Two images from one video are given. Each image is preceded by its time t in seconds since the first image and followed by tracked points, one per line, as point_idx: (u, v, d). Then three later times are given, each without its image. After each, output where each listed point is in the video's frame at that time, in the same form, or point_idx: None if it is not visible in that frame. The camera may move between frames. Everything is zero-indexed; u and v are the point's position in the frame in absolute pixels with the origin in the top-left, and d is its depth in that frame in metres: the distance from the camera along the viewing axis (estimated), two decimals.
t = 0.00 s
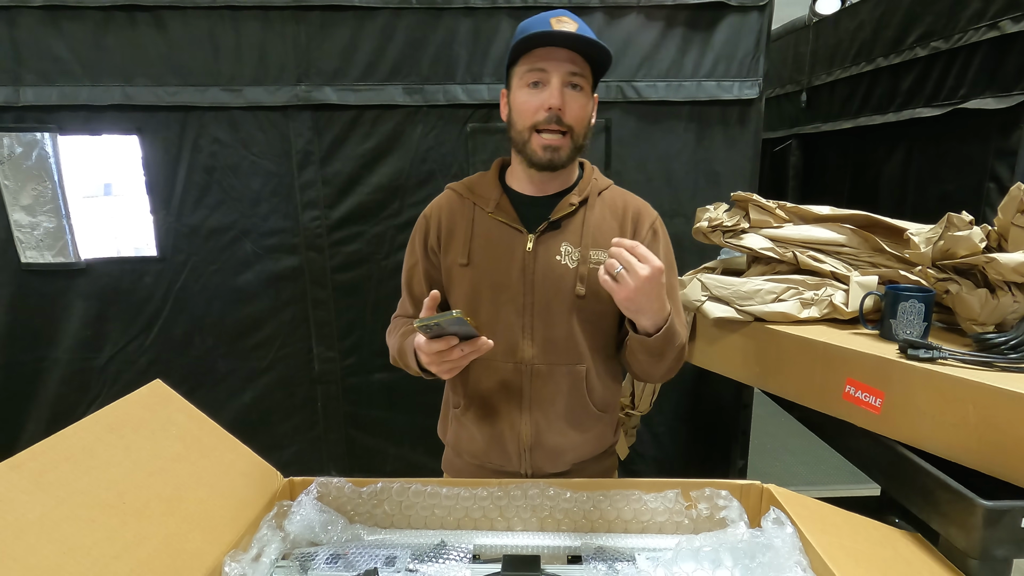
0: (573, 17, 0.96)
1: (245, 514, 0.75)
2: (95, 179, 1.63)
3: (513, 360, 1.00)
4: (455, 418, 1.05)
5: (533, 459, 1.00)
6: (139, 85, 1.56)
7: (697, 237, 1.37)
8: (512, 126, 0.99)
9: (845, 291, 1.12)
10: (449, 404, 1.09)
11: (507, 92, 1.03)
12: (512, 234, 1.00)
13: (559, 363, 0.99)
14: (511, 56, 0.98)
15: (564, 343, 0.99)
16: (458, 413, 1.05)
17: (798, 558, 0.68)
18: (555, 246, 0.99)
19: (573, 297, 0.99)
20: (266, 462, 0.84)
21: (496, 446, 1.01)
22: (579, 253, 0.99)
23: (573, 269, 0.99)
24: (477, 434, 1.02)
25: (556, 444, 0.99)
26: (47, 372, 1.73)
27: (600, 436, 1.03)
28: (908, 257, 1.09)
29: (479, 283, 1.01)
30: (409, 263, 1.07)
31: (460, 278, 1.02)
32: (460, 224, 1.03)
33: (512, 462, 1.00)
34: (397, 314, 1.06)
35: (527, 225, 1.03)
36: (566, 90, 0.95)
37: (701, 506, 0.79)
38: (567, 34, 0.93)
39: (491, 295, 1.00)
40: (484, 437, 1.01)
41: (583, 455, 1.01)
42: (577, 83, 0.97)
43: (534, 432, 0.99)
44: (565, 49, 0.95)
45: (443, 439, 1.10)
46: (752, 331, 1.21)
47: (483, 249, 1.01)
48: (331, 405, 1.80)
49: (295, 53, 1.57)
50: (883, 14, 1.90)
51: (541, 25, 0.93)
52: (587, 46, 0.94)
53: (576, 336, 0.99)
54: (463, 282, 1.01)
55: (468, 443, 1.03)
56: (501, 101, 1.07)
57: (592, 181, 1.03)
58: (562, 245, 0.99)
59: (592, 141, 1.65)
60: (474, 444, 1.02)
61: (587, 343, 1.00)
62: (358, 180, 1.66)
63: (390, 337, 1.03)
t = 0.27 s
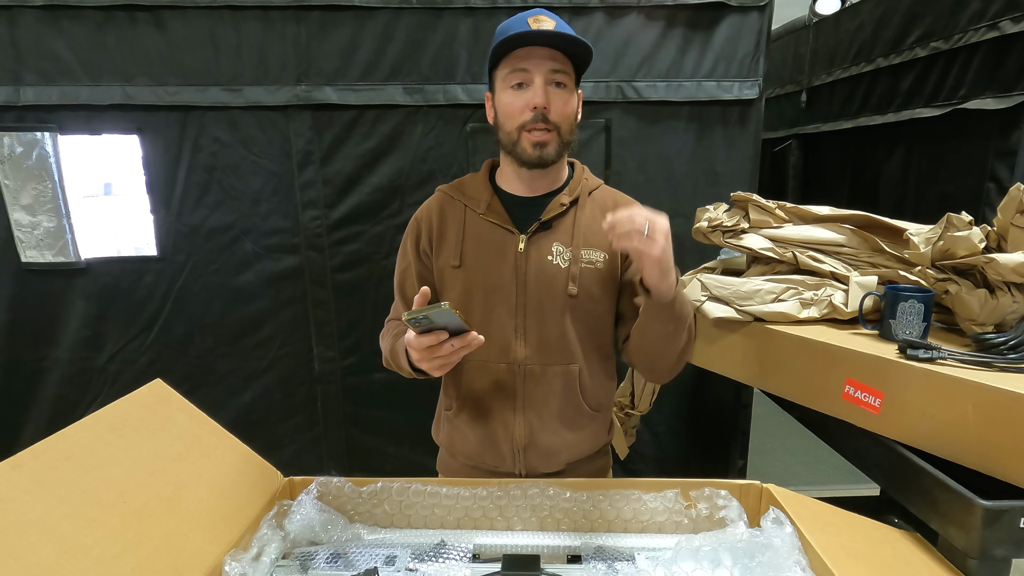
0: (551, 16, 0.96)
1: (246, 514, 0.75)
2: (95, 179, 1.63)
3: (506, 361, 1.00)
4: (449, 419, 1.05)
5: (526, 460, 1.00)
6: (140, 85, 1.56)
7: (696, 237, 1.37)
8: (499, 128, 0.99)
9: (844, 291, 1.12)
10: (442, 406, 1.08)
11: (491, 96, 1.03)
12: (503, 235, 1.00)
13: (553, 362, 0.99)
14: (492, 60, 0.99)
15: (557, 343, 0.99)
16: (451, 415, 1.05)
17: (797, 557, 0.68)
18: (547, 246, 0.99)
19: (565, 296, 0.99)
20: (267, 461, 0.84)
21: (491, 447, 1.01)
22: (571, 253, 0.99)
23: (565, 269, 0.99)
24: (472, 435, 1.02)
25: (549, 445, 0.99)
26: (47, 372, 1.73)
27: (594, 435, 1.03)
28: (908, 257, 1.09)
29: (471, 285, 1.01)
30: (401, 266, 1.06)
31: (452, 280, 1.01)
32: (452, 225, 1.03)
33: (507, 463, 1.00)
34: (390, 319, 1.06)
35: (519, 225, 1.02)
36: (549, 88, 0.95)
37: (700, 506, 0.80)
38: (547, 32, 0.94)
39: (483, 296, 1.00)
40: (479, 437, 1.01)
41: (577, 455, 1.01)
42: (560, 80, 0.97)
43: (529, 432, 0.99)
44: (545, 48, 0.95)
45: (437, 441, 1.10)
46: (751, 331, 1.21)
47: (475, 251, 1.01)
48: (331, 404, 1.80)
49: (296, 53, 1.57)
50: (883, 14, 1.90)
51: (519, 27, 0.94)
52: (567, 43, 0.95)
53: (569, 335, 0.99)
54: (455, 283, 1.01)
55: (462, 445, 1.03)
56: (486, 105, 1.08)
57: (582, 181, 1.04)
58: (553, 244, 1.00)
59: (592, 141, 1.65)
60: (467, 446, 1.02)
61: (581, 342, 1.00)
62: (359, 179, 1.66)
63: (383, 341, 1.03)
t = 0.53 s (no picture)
0: (546, 18, 0.93)
1: (246, 513, 0.75)
2: (96, 179, 1.63)
3: (502, 359, 1.00)
4: (445, 418, 1.06)
5: (522, 458, 1.00)
6: (140, 85, 1.56)
7: (697, 237, 1.37)
8: (496, 135, 0.99)
9: (845, 290, 1.12)
10: (440, 404, 1.09)
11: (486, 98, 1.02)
12: (499, 234, 1.00)
13: (549, 361, 0.99)
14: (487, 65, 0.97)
15: (552, 342, 0.99)
16: (448, 413, 1.05)
17: (798, 557, 0.68)
18: (542, 244, 0.99)
19: (560, 294, 0.99)
20: (267, 461, 0.84)
21: (486, 445, 1.01)
22: (566, 251, 0.99)
23: (560, 267, 0.99)
24: (468, 433, 1.02)
25: (545, 444, 0.99)
26: (47, 371, 1.73)
27: (589, 435, 1.02)
28: (908, 257, 1.09)
29: (467, 284, 1.01)
30: (399, 265, 1.07)
31: (448, 278, 1.01)
32: (448, 224, 1.03)
33: (502, 462, 1.00)
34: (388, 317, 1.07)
35: (514, 224, 1.02)
36: (545, 95, 0.94)
37: (700, 506, 0.79)
38: (543, 41, 0.92)
39: (479, 295, 1.00)
40: (474, 436, 1.01)
41: (573, 454, 1.01)
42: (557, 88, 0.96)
43: (524, 431, 0.99)
44: (541, 55, 0.93)
45: (434, 440, 1.10)
46: (751, 331, 1.21)
47: (470, 250, 1.01)
48: (331, 404, 1.80)
49: (296, 53, 1.57)
50: (884, 13, 1.90)
51: (514, 32, 0.92)
52: (562, 51, 0.93)
53: (565, 334, 0.98)
54: (451, 281, 1.01)
55: (458, 444, 1.03)
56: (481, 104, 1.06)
57: (577, 180, 1.03)
58: (549, 243, 0.99)
59: (593, 141, 1.65)
60: (463, 444, 1.02)
61: (577, 340, 1.00)
62: (359, 179, 1.66)
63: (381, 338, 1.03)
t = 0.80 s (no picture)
0: (538, 17, 0.92)
1: (247, 513, 0.75)
2: (96, 179, 1.63)
3: (499, 360, 1.00)
4: (444, 417, 1.06)
5: (519, 458, 1.00)
6: (140, 85, 1.56)
7: (697, 237, 1.37)
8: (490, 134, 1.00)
9: (845, 290, 1.12)
10: (439, 403, 1.09)
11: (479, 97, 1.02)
12: (495, 235, 1.00)
13: (545, 361, 0.99)
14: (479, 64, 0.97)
15: (548, 343, 0.99)
16: (447, 413, 1.05)
17: (798, 557, 0.68)
18: (538, 245, 0.99)
19: (556, 296, 0.98)
20: (267, 461, 0.85)
21: (483, 445, 1.01)
22: (561, 253, 0.98)
23: (555, 268, 0.98)
24: (465, 433, 1.02)
25: (542, 444, 0.99)
26: (48, 371, 1.73)
27: (586, 436, 1.02)
28: (908, 256, 1.09)
29: (463, 284, 1.01)
30: (398, 265, 1.07)
31: (445, 278, 1.02)
32: (446, 225, 1.03)
33: (499, 462, 1.01)
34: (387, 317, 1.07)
35: (511, 225, 1.02)
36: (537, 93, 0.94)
37: (701, 505, 0.79)
38: (533, 41, 0.91)
39: (476, 295, 1.00)
40: (471, 436, 1.01)
41: (570, 455, 1.01)
42: (548, 86, 0.95)
43: (521, 432, 0.99)
44: (531, 54, 0.93)
45: (434, 439, 1.11)
46: (751, 331, 1.21)
47: (467, 251, 1.01)
48: (331, 404, 1.80)
49: (296, 53, 1.57)
50: (884, 13, 1.90)
51: (504, 32, 0.92)
52: (553, 50, 0.92)
53: (560, 335, 0.98)
54: (448, 282, 1.01)
55: (456, 443, 1.03)
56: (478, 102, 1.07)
57: (575, 180, 1.02)
58: (545, 244, 0.99)
59: (593, 141, 1.65)
60: (461, 444, 1.02)
61: (573, 341, 1.00)
62: (359, 179, 1.66)
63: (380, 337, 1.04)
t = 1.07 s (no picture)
0: (539, 16, 0.92)
1: (246, 513, 0.75)
2: (96, 179, 1.63)
3: (496, 361, 0.99)
4: (443, 417, 1.06)
5: (517, 460, 1.00)
6: (140, 85, 1.56)
7: (696, 235, 1.35)
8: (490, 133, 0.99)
9: (846, 289, 1.12)
10: (439, 403, 1.09)
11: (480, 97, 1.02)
12: (494, 235, 0.99)
13: (542, 362, 0.99)
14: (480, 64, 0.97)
15: (546, 344, 0.98)
16: (445, 413, 1.05)
17: (799, 557, 0.68)
18: (537, 246, 0.98)
19: (554, 297, 0.98)
20: (267, 461, 0.84)
21: (481, 446, 1.01)
22: (560, 254, 0.98)
23: (554, 270, 0.98)
24: (463, 433, 1.02)
25: (539, 446, 0.99)
26: (48, 371, 1.73)
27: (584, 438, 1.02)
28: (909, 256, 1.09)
29: (462, 284, 1.00)
30: (399, 264, 1.07)
31: (444, 278, 1.01)
32: (445, 224, 1.03)
33: (497, 462, 1.01)
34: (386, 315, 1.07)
35: (511, 225, 1.02)
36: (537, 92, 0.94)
37: (701, 505, 0.79)
38: (534, 39, 0.91)
39: (474, 295, 1.00)
40: (469, 436, 1.01)
41: (568, 457, 1.01)
42: (549, 86, 0.95)
43: (517, 433, 0.99)
44: (532, 53, 0.92)
45: (432, 439, 1.11)
46: (751, 330, 1.21)
47: (466, 251, 1.00)
48: (332, 404, 1.80)
49: (296, 53, 1.57)
50: (885, 12, 1.89)
51: (505, 31, 0.92)
52: (554, 48, 0.92)
53: (557, 337, 0.98)
54: (447, 281, 1.01)
55: (454, 444, 1.03)
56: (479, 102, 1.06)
57: (575, 181, 1.02)
58: (544, 245, 0.98)
59: (593, 140, 1.65)
60: (459, 444, 1.02)
61: (570, 343, 0.99)
62: (359, 178, 1.66)
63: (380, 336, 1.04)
